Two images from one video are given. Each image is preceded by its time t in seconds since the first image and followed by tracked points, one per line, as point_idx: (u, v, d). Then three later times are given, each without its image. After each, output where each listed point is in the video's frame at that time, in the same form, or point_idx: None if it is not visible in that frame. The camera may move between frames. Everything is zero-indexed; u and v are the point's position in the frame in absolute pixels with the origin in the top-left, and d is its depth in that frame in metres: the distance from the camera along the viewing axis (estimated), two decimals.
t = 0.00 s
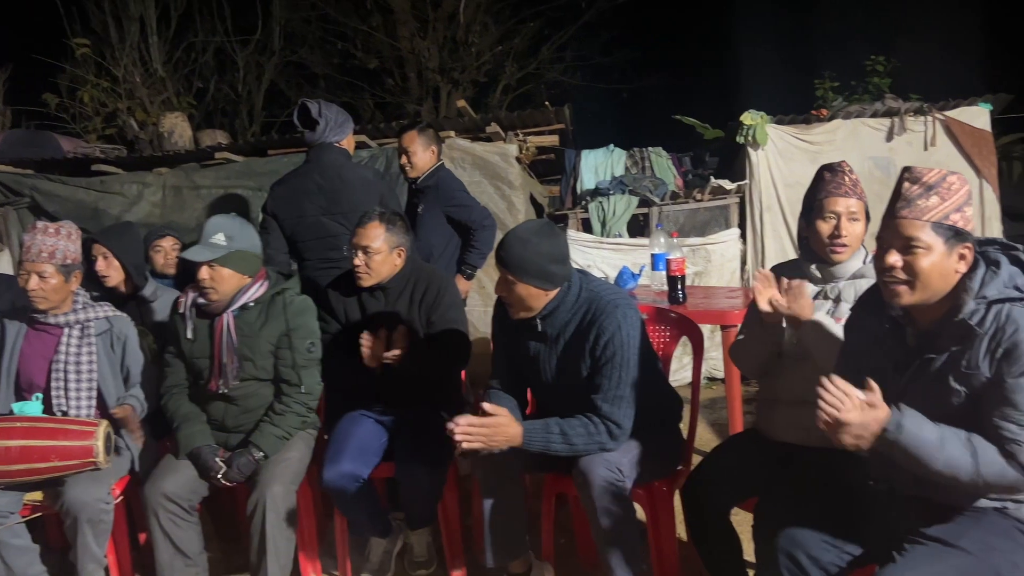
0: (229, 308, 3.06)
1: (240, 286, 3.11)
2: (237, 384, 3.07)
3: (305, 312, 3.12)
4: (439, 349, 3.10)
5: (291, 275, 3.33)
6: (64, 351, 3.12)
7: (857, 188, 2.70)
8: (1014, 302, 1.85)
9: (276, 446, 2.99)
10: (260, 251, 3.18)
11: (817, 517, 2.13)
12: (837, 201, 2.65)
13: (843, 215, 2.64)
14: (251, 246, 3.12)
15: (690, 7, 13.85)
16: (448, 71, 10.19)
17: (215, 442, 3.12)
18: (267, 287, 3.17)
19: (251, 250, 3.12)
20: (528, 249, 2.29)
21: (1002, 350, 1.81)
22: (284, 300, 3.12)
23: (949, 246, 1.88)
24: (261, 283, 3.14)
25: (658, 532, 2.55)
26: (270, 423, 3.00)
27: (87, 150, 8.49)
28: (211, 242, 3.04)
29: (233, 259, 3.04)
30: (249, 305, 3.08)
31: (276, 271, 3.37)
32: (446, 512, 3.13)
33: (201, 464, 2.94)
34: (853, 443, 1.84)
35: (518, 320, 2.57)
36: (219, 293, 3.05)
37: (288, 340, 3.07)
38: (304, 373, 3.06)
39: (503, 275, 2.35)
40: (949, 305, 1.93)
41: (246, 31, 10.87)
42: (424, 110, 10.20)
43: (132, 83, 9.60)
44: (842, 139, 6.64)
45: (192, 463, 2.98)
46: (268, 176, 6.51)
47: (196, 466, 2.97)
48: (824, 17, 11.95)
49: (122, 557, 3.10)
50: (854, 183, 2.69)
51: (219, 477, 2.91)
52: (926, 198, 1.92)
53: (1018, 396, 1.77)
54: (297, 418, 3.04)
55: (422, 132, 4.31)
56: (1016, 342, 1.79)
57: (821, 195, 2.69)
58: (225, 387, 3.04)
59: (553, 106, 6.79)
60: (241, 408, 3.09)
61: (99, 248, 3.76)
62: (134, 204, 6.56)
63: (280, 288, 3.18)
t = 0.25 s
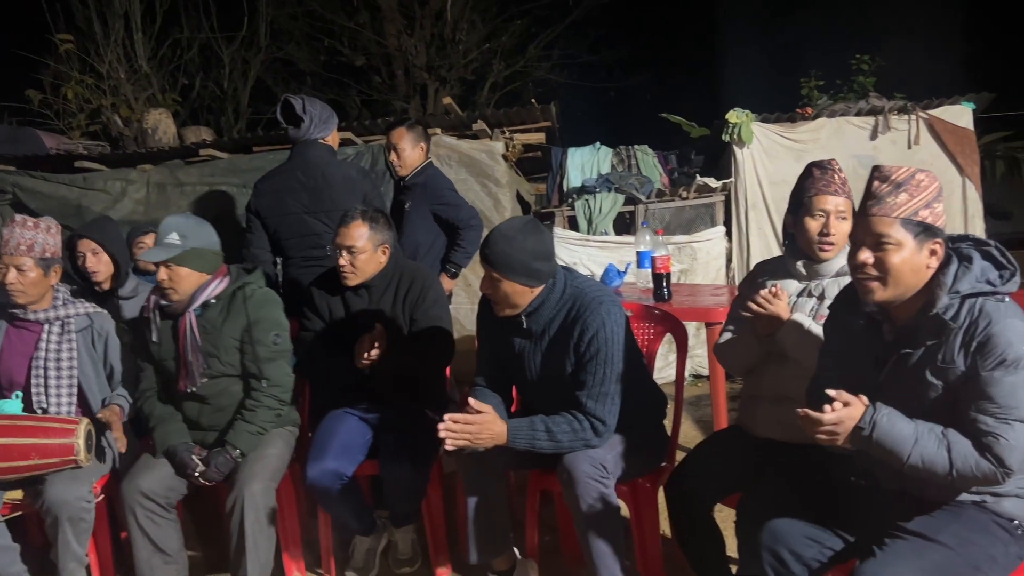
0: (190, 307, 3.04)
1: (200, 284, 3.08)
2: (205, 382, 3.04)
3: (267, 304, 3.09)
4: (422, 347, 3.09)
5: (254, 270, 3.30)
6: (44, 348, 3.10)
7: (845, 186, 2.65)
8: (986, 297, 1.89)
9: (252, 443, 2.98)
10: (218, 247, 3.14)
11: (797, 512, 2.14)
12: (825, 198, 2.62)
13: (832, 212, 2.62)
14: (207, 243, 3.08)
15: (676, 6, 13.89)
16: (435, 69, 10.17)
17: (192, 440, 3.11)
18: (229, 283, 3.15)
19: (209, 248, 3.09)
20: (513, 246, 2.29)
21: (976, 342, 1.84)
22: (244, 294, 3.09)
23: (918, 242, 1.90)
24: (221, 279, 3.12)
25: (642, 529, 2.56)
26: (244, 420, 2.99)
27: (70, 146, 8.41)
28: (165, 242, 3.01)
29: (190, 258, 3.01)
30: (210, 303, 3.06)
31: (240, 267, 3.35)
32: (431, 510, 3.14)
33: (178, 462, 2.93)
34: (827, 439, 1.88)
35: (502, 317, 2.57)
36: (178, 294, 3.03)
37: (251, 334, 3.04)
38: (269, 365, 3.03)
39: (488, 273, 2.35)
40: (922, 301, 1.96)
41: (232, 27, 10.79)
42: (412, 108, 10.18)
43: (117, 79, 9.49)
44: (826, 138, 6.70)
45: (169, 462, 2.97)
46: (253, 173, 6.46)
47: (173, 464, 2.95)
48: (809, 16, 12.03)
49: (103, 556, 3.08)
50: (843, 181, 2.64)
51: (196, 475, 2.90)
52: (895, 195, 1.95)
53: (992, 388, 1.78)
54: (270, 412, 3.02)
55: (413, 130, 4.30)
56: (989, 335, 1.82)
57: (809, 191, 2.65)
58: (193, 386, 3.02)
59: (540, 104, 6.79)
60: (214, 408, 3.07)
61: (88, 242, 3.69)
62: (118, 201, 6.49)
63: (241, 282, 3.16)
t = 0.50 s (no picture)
0: (163, 306, 3.03)
1: (172, 281, 3.08)
2: (182, 379, 3.03)
3: (239, 300, 3.08)
4: (410, 344, 3.06)
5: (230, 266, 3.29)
6: (31, 344, 3.07)
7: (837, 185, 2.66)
8: (964, 293, 1.90)
9: (233, 440, 2.97)
10: (190, 244, 3.12)
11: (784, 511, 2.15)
12: (817, 197, 2.63)
13: (826, 211, 2.63)
14: (178, 241, 3.05)
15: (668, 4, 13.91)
16: (426, 66, 10.15)
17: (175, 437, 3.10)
18: (202, 280, 3.14)
19: (181, 245, 3.08)
20: (504, 243, 2.28)
21: (957, 339, 1.85)
22: (217, 290, 3.08)
23: (889, 238, 1.90)
24: (194, 276, 3.11)
25: (631, 527, 2.56)
26: (224, 417, 2.98)
27: (58, 142, 8.34)
28: (134, 242, 2.98)
29: (160, 257, 3.00)
30: (183, 300, 3.05)
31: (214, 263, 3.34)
32: (419, 510, 3.14)
33: (161, 459, 2.91)
34: (830, 453, 1.82)
35: (491, 315, 2.57)
36: (152, 291, 3.05)
37: (223, 329, 3.01)
38: (246, 361, 3.01)
39: (478, 271, 2.34)
40: (899, 296, 1.97)
41: (223, 23, 10.73)
42: (403, 105, 10.16)
43: (107, 75, 9.38)
44: (816, 136, 6.72)
45: (151, 458, 2.96)
46: (242, 169, 6.44)
47: (156, 460, 2.94)
48: (801, 15, 12.07)
49: (89, 555, 3.05)
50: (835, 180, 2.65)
51: (179, 469, 2.88)
52: (865, 193, 1.95)
53: (975, 383, 1.79)
54: (250, 407, 3.01)
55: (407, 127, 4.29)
56: (969, 331, 1.83)
57: (802, 189, 2.66)
58: (170, 384, 3.02)
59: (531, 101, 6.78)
60: (194, 405, 3.06)
61: (76, 240, 3.65)
62: (107, 197, 6.45)
63: (214, 278, 3.14)
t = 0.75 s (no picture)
0: (165, 300, 3.02)
1: (175, 277, 3.07)
2: (181, 376, 3.04)
3: (241, 299, 3.07)
4: (406, 343, 3.08)
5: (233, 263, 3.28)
6: (24, 340, 3.06)
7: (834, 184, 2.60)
8: (949, 282, 1.92)
9: (229, 437, 2.96)
10: (195, 241, 3.13)
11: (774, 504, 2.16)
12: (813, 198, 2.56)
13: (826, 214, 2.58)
14: (183, 237, 3.07)
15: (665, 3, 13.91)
16: (423, 63, 10.13)
17: (171, 433, 3.10)
18: (205, 277, 3.13)
19: (184, 240, 3.09)
20: (496, 243, 2.29)
21: (939, 325, 1.88)
22: (220, 288, 3.07)
23: (869, 227, 1.94)
24: (197, 273, 3.10)
25: (624, 524, 2.56)
26: (221, 415, 2.98)
27: (54, 138, 8.31)
28: (139, 236, 2.99)
29: (164, 251, 3.00)
30: (185, 296, 3.04)
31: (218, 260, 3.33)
32: (413, 507, 3.15)
33: (156, 455, 2.91)
34: (795, 424, 1.90)
35: (486, 313, 2.57)
36: (153, 286, 3.04)
37: (224, 327, 3.01)
38: (246, 359, 3.02)
39: (471, 268, 2.34)
40: (884, 286, 2.01)
41: (219, 20, 10.70)
42: (400, 102, 10.14)
43: (102, 70, 9.36)
44: (812, 135, 6.73)
45: (146, 454, 2.96)
46: (238, 166, 6.43)
47: (150, 456, 2.94)
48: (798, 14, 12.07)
49: (83, 550, 3.05)
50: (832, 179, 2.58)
51: (173, 466, 2.89)
52: (847, 185, 2.00)
53: (953, 368, 1.81)
54: (247, 405, 3.02)
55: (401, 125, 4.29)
56: (951, 316, 1.85)
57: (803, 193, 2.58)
58: (168, 380, 3.02)
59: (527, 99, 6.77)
60: (191, 401, 3.06)
61: (67, 236, 3.63)
62: (102, 193, 6.43)
63: (217, 276, 3.13)
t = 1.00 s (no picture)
0: (186, 297, 3.02)
1: (198, 274, 3.07)
2: (193, 373, 3.03)
3: (264, 300, 3.08)
4: (407, 340, 3.06)
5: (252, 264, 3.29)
6: (26, 337, 3.08)
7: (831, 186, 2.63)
8: (941, 281, 1.95)
9: (236, 435, 2.97)
10: (219, 240, 3.14)
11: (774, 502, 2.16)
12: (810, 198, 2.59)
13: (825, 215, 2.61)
14: (208, 235, 3.08)
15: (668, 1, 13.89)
16: (426, 61, 10.14)
17: (176, 430, 3.10)
18: (227, 276, 3.13)
19: (209, 239, 3.09)
20: (496, 243, 2.28)
21: (929, 323, 1.90)
22: (241, 288, 3.08)
23: (861, 230, 1.95)
24: (219, 271, 3.11)
25: (624, 524, 2.56)
26: (230, 412, 2.98)
27: (57, 134, 8.32)
28: (166, 230, 3.00)
29: (189, 248, 3.00)
30: (206, 293, 3.05)
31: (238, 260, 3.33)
32: (413, 505, 3.16)
33: (160, 452, 2.91)
34: (790, 430, 1.93)
35: (488, 312, 2.57)
36: (176, 281, 3.02)
37: (243, 328, 3.03)
38: (260, 361, 3.04)
39: (472, 267, 2.34)
40: (877, 286, 2.03)
41: (223, 16, 10.70)
42: (403, 100, 10.15)
43: (106, 67, 9.37)
44: (815, 135, 6.72)
45: (150, 451, 2.96)
46: (241, 163, 6.44)
47: (155, 454, 2.94)
48: (801, 13, 12.06)
49: (85, 546, 3.05)
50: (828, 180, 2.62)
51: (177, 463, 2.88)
52: (838, 189, 2.01)
53: (945, 365, 1.82)
54: (256, 407, 3.02)
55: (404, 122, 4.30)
56: (942, 314, 1.87)
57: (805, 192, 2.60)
58: (181, 376, 3.00)
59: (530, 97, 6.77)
60: (200, 397, 3.06)
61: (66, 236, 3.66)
62: (105, 189, 6.43)
63: (239, 276, 3.14)
